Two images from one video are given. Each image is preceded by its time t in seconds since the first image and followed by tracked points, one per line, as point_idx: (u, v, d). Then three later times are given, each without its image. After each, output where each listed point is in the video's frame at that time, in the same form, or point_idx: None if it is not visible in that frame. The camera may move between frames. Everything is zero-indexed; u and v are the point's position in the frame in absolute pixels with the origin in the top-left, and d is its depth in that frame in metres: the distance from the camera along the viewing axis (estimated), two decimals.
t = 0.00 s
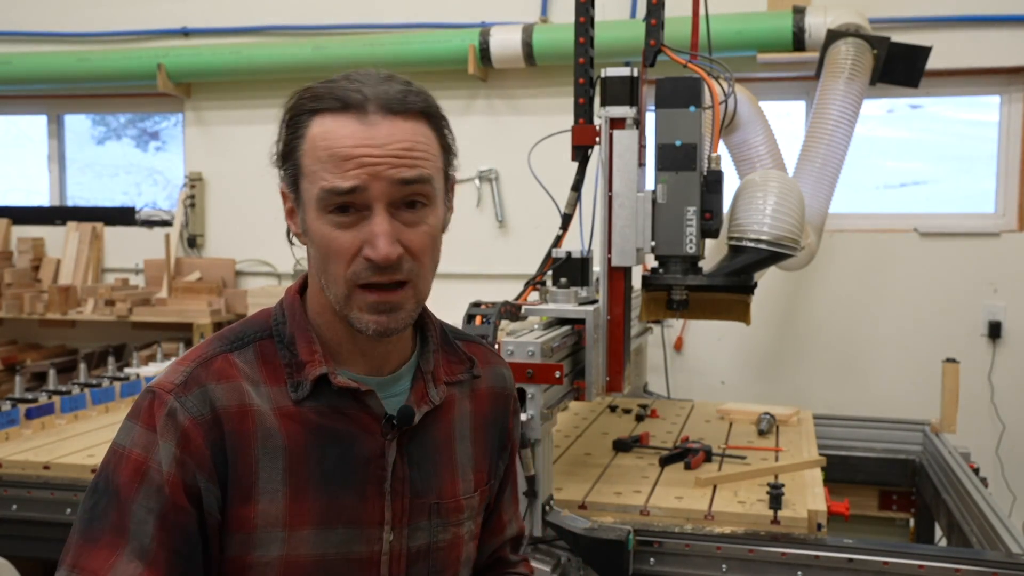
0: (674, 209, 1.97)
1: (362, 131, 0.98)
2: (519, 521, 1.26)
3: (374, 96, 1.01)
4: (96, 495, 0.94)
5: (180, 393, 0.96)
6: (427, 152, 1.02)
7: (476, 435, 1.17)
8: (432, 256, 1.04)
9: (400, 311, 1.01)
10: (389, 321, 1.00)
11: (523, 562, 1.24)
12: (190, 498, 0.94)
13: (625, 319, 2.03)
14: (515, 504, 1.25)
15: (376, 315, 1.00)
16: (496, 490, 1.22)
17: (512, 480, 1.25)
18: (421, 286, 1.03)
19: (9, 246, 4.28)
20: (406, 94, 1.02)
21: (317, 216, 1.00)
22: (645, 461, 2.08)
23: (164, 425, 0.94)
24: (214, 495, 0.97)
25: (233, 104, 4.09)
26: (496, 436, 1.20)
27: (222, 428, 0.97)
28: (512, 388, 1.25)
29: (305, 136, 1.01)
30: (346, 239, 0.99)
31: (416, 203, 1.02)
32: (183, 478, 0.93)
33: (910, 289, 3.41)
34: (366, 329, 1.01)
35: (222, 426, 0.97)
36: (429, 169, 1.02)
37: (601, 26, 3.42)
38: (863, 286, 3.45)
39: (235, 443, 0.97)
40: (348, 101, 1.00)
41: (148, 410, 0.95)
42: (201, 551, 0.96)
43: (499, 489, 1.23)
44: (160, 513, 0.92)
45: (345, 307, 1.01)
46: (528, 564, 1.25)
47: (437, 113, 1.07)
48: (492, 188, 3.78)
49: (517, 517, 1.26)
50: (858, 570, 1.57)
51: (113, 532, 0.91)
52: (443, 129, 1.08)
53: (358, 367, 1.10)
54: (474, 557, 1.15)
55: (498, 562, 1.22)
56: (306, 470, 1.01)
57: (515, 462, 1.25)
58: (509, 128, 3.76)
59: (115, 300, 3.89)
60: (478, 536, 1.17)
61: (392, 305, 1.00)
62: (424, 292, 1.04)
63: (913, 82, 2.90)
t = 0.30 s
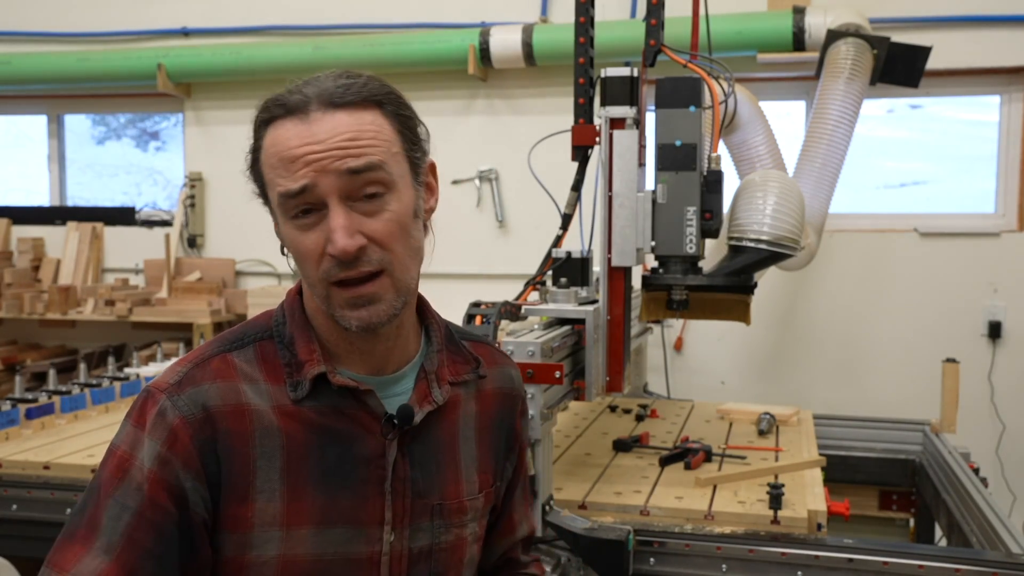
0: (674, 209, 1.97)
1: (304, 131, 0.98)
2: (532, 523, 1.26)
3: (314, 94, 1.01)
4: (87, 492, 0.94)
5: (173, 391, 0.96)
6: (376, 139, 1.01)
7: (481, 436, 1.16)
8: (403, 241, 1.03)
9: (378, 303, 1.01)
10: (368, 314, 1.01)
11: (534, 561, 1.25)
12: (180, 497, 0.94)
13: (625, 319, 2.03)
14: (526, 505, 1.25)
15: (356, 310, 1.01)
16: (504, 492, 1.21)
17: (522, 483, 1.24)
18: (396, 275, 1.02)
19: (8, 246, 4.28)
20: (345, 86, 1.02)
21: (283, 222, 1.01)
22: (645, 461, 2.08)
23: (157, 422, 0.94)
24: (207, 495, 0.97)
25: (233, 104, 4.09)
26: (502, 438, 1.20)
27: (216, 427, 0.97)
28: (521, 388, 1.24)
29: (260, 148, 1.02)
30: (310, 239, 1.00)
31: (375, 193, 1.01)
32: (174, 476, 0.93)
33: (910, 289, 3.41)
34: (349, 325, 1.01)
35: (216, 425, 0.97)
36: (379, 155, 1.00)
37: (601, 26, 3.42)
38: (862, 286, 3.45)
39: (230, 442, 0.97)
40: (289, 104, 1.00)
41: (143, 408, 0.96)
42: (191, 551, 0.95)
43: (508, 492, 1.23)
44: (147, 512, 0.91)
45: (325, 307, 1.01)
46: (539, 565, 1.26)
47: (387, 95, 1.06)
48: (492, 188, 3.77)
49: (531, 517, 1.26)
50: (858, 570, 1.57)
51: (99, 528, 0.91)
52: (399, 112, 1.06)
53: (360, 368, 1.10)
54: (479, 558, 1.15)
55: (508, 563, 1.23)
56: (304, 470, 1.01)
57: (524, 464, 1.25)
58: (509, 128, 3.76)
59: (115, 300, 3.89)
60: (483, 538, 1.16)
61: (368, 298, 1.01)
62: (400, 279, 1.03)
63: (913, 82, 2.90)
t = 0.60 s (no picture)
0: (674, 209, 1.97)
1: (278, 135, 0.99)
2: (557, 523, 1.25)
3: (290, 98, 1.02)
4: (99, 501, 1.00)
5: (163, 400, 0.98)
6: (350, 140, 1.01)
7: (486, 434, 1.15)
8: (383, 243, 1.03)
9: (355, 305, 1.01)
10: (346, 317, 1.00)
11: (563, 564, 1.24)
12: (174, 504, 0.97)
13: (625, 319, 2.03)
14: (546, 504, 1.23)
15: (333, 312, 1.00)
16: (517, 491, 1.20)
17: (538, 481, 1.23)
18: (375, 276, 1.02)
19: (8, 246, 4.28)
20: (321, 89, 1.02)
21: (265, 226, 1.02)
22: (645, 461, 2.08)
23: (149, 432, 0.97)
24: (201, 501, 0.99)
25: (233, 104, 4.09)
26: (513, 435, 1.18)
27: (207, 434, 0.99)
28: (532, 384, 1.22)
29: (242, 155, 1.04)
30: (289, 243, 1.00)
31: (351, 195, 1.01)
32: (166, 485, 0.96)
33: (910, 289, 3.41)
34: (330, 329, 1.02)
35: (207, 431, 0.99)
36: (353, 157, 1.00)
37: (601, 26, 3.42)
38: (862, 287, 3.46)
39: (220, 448, 0.99)
40: (266, 109, 1.01)
41: (139, 418, 0.99)
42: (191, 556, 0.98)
43: (522, 491, 1.21)
44: (143, 521, 0.95)
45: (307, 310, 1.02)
46: (566, 566, 1.25)
47: (366, 95, 1.05)
48: (492, 188, 3.77)
49: (553, 517, 1.25)
50: (858, 570, 1.57)
51: (104, 538, 0.96)
52: (380, 113, 1.06)
53: (353, 369, 1.10)
54: (488, 559, 1.13)
55: (533, 564, 1.22)
56: (295, 473, 1.02)
57: (539, 460, 1.23)
58: (509, 128, 3.76)
59: (115, 300, 3.89)
60: (493, 539, 1.14)
61: (345, 300, 1.00)
62: (380, 281, 1.02)
63: (913, 82, 2.93)
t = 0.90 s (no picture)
0: (674, 209, 1.97)
1: (285, 134, 0.99)
2: (566, 524, 1.25)
3: (297, 97, 1.02)
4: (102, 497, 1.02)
5: (160, 396, 1.00)
6: (357, 140, 1.01)
7: (486, 434, 1.14)
8: (386, 244, 1.03)
9: (357, 305, 1.01)
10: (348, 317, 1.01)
11: (573, 562, 1.24)
12: (171, 500, 0.99)
13: (625, 319, 2.03)
14: (554, 505, 1.23)
15: (336, 312, 1.01)
16: (521, 492, 1.19)
17: (543, 482, 1.21)
18: (378, 277, 1.02)
19: (9, 246, 4.28)
20: (329, 89, 1.02)
21: (268, 223, 1.02)
22: (645, 461, 2.08)
23: (146, 428, 0.99)
24: (198, 498, 1.00)
25: (233, 104, 4.09)
26: (515, 436, 1.18)
27: (203, 430, 1.00)
28: (536, 385, 1.21)
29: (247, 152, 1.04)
30: (293, 241, 1.01)
31: (356, 195, 1.01)
32: (161, 481, 0.98)
33: (910, 289, 3.41)
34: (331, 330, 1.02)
35: (203, 428, 1.01)
36: (360, 158, 1.00)
37: (601, 26, 3.42)
38: (862, 286, 3.45)
39: (215, 444, 1.01)
40: (273, 107, 1.01)
41: (137, 414, 1.01)
42: (187, 552, 1.00)
43: (527, 492, 1.20)
44: (139, 516, 0.97)
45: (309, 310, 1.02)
46: (576, 565, 1.24)
47: (373, 95, 1.05)
48: (492, 188, 3.78)
49: (562, 518, 1.24)
50: (858, 570, 1.57)
51: (103, 532, 0.98)
52: (385, 112, 1.05)
53: (351, 369, 1.10)
54: (489, 561, 1.12)
55: (541, 566, 1.21)
56: (290, 471, 1.03)
57: (544, 461, 1.22)
58: (509, 128, 3.76)
59: (115, 300, 3.89)
60: (495, 540, 1.13)
61: (348, 300, 1.01)
62: (382, 282, 1.02)
63: (913, 82, 2.94)
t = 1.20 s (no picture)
0: (674, 209, 1.97)
1: (298, 118, 1.00)
2: (561, 530, 1.25)
3: (312, 85, 1.03)
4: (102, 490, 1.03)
5: (159, 388, 1.01)
6: (368, 130, 1.02)
7: (484, 434, 1.14)
8: (391, 234, 1.03)
9: (358, 292, 1.00)
10: (348, 303, 1.00)
11: (567, 568, 1.24)
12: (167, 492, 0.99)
13: (625, 319, 2.03)
14: (550, 510, 1.23)
15: (336, 297, 1.00)
16: (517, 494, 1.19)
17: (539, 485, 1.21)
18: (380, 266, 1.02)
19: (9, 246, 4.28)
20: (344, 79, 1.03)
21: (274, 207, 1.02)
22: (645, 461, 2.08)
23: (144, 420, 1.00)
24: (193, 490, 1.01)
25: (233, 104, 4.09)
26: (512, 437, 1.17)
27: (201, 423, 1.01)
28: (533, 387, 1.21)
29: (258, 137, 1.05)
30: (298, 225, 1.01)
31: (364, 184, 1.01)
32: (158, 473, 0.98)
33: (910, 289, 3.41)
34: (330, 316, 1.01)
35: (201, 421, 1.01)
36: (370, 147, 1.01)
37: (601, 26, 3.42)
38: (863, 286, 3.45)
39: (212, 438, 1.01)
40: (288, 93, 1.02)
41: (136, 407, 1.02)
42: (182, 545, 1.00)
43: (523, 494, 1.20)
44: (136, 508, 0.98)
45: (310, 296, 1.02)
46: (570, 570, 1.25)
47: (387, 90, 1.07)
48: (492, 188, 3.77)
49: (557, 524, 1.24)
50: (858, 570, 1.57)
51: (101, 523, 0.99)
52: (397, 108, 1.07)
53: (349, 365, 1.10)
54: (485, 561, 1.12)
55: (536, 570, 1.21)
56: (286, 465, 1.03)
57: (541, 463, 1.22)
58: (509, 128, 3.76)
59: (115, 300, 3.89)
60: (490, 540, 1.13)
61: (349, 286, 1.00)
62: (384, 272, 1.02)
63: (913, 81, 2.94)
